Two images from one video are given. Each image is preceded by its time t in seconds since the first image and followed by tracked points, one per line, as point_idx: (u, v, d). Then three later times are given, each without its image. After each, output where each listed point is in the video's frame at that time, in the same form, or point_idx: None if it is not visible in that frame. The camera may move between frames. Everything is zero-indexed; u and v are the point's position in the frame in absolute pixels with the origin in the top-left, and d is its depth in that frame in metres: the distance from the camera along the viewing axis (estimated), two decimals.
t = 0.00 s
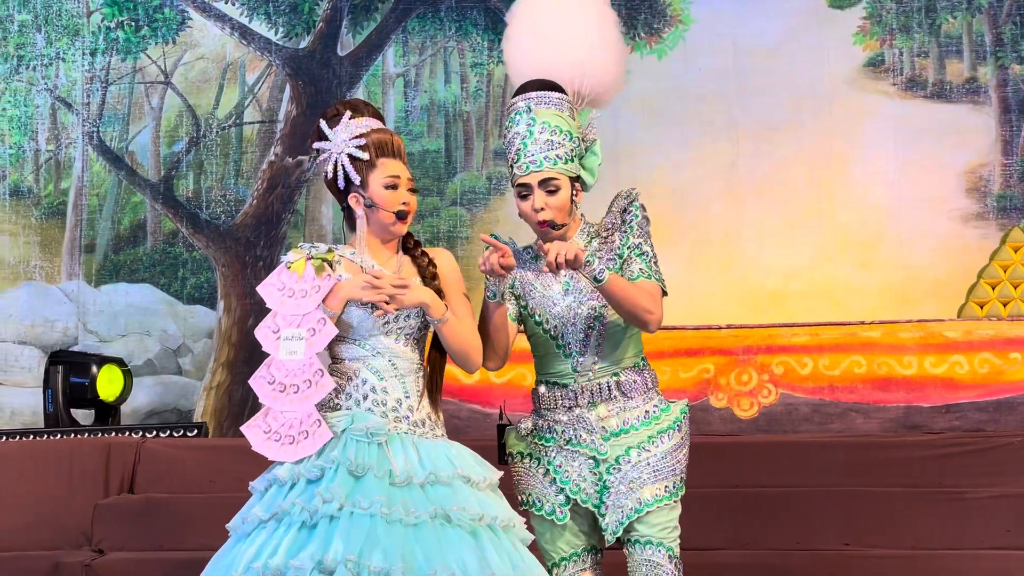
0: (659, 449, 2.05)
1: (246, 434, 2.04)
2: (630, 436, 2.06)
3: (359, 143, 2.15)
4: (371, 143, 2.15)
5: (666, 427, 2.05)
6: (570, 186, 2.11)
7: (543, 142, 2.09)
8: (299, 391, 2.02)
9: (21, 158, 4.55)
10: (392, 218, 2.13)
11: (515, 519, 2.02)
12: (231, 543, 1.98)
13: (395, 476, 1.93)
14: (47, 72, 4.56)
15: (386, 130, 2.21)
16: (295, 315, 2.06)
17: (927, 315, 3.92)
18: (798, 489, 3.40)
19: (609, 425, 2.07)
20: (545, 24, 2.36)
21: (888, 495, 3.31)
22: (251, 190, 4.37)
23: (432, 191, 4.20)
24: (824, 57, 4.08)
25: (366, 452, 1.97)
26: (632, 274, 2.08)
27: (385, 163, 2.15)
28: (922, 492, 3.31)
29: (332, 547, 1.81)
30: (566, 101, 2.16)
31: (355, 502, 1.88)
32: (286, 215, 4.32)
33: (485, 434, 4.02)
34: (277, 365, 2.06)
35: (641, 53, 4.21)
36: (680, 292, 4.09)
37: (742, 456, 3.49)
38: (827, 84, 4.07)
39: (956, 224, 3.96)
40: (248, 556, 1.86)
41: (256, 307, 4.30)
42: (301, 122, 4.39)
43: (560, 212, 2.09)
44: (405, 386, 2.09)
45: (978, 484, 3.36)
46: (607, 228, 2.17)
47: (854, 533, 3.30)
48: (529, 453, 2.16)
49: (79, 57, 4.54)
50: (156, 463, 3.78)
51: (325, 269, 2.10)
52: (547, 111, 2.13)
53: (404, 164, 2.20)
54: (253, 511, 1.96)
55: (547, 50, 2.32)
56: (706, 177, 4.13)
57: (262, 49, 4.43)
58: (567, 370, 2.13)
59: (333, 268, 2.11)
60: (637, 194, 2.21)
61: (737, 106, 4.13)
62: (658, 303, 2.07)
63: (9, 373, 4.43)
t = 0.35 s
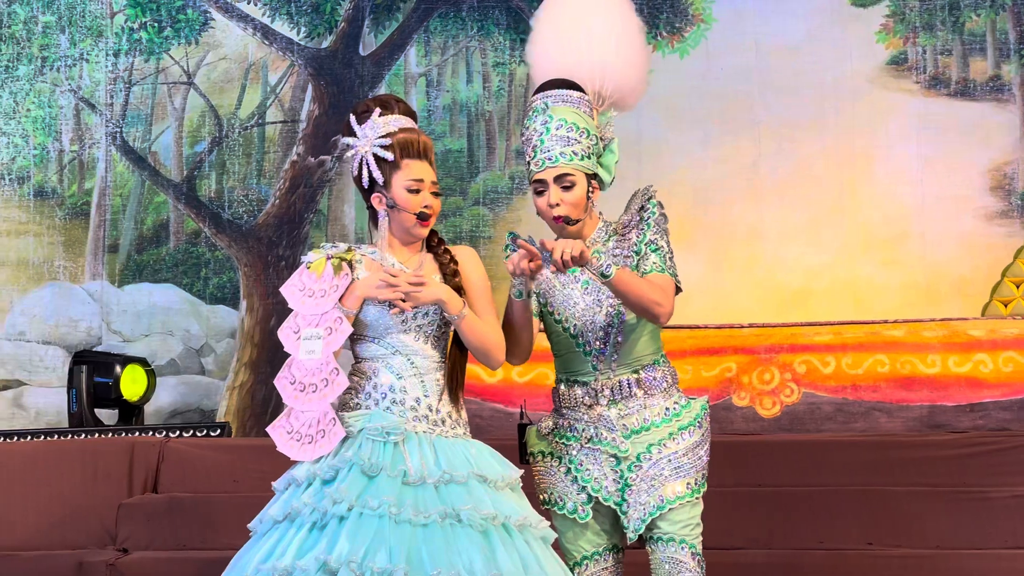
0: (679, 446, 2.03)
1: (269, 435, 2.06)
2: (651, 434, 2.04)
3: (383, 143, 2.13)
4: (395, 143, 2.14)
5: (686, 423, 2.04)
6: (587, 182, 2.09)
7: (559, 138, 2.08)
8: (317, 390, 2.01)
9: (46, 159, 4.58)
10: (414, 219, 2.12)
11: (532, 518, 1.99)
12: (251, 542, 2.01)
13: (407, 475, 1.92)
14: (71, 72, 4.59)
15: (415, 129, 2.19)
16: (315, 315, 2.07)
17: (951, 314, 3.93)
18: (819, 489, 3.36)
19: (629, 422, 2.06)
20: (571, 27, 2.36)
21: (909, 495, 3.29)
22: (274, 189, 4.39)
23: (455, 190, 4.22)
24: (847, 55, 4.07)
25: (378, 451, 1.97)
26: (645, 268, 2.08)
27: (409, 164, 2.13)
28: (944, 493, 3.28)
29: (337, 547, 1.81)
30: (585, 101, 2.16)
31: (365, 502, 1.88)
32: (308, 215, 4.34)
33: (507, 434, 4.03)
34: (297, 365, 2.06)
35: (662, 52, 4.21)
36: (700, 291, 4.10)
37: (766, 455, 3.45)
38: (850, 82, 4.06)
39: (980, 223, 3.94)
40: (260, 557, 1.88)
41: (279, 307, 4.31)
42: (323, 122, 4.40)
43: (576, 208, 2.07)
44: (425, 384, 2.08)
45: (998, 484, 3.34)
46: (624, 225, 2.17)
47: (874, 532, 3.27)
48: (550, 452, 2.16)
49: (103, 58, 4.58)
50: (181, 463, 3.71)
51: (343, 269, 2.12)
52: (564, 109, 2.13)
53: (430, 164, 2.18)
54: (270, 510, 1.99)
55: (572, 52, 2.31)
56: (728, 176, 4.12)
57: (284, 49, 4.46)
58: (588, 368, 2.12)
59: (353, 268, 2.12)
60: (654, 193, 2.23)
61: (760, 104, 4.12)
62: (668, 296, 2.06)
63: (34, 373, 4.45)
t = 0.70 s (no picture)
0: (691, 444, 2.02)
1: (285, 433, 2.04)
2: (661, 432, 2.03)
3: (404, 143, 2.12)
4: (415, 143, 2.13)
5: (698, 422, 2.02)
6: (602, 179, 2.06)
7: (575, 135, 2.05)
8: (334, 389, 2.00)
9: (62, 159, 4.59)
10: (432, 220, 2.11)
11: (548, 516, 1.97)
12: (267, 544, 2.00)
13: (424, 475, 1.92)
14: (86, 73, 4.60)
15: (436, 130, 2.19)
16: (332, 314, 2.05)
17: (967, 314, 3.91)
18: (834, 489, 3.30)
19: (640, 419, 2.04)
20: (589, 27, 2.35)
21: (925, 494, 3.21)
22: (289, 190, 4.40)
23: (471, 190, 4.23)
24: (864, 54, 4.07)
25: (395, 451, 1.97)
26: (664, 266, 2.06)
27: (429, 165, 2.12)
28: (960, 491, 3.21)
29: (354, 547, 1.80)
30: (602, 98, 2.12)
31: (382, 502, 1.87)
32: (324, 216, 4.35)
33: (523, 434, 4.03)
34: (314, 364, 2.04)
35: (678, 52, 4.21)
36: (716, 292, 4.10)
37: (782, 455, 3.40)
38: (865, 83, 4.06)
39: (997, 222, 3.94)
40: (277, 557, 1.87)
41: (295, 307, 4.31)
42: (339, 122, 4.40)
43: (592, 204, 2.04)
44: (442, 385, 2.08)
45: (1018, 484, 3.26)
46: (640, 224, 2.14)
47: (891, 532, 3.20)
48: (562, 450, 2.15)
49: (119, 59, 4.59)
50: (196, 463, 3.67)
51: (361, 268, 2.10)
52: (581, 105, 2.09)
53: (450, 166, 2.17)
54: (286, 510, 1.98)
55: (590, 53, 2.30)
56: (745, 176, 4.12)
57: (300, 50, 4.47)
58: (599, 366, 2.10)
59: (371, 267, 2.11)
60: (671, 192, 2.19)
61: (776, 103, 4.13)
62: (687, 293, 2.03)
63: (50, 373, 4.46)
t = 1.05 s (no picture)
0: (697, 444, 2.02)
1: (293, 431, 2.04)
2: (667, 431, 2.04)
3: (411, 143, 2.12)
4: (422, 142, 2.12)
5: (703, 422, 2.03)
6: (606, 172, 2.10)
7: (581, 129, 2.10)
8: (341, 387, 2.00)
9: (68, 160, 4.59)
10: (439, 221, 2.10)
11: (555, 517, 1.97)
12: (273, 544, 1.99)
13: (431, 476, 1.91)
14: (93, 74, 4.61)
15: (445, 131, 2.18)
16: (340, 312, 2.04)
17: (973, 315, 3.90)
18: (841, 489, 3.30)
19: (645, 419, 2.06)
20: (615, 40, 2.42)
21: (932, 495, 3.21)
22: (296, 190, 4.40)
23: (477, 191, 4.24)
24: (870, 55, 4.07)
25: (402, 451, 1.97)
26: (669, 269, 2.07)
27: (435, 165, 2.11)
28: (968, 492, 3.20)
29: (362, 548, 1.79)
30: (615, 101, 2.18)
31: (389, 502, 1.87)
32: (331, 216, 4.35)
33: (529, 434, 4.04)
34: (321, 362, 2.04)
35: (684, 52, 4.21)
36: (724, 292, 4.07)
37: (789, 456, 3.40)
38: (872, 83, 4.06)
39: (1003, 222, 3.94)
40: (284, 557, 1.86)
41: (301, 308, 4.32)
42: (346, 123, 4.41)
43: (593, 196, 2.09)
44: (449, 385, 2.08)
45: None
46: (645, 224, 2.16)
47: (897, 532, 3.19)
48: (567, 451, 2.15)
49: (125, 59, 4.59)
50: (203, 464, 3.66)
51: (370, 266, 2.09)
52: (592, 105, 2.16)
53: (458, 166, 2.16)
54: (293, 511, 1.97)
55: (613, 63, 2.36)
56: (751, 176, 4.12)
57: (306, 50, 4.47)
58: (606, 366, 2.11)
59: (380, 265, 2.10)
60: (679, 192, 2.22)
61: (782, 104, 4.13)
62: (693, 296, 2.04)
63: (56, 373, 4.46)
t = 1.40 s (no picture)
0: (699, 448, 2.02)
1: (297, 431, 2.03)
2: (670, 435, 2.04)
3: (409, 143, 2.12)
4: (421, 141, 2.13)
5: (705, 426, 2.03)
6: (606, 173, 2.14)
7: (582, 131, 2.16)
8: (345, 387, 2.00)
9: (70, 160, 4.60)
10: (439, 218, 2.10)
11: (557, 518, 1.97)
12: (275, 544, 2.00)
13: (433, 477, 1.92)
14: (95, 74, 4.61)
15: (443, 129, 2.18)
16: (344, 311, 2.04)
17: (976, 314, 3.90)
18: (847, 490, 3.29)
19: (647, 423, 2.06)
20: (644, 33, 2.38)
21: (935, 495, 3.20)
22: (298, 191, 4.41)
23: (479, 191, 4.25)
24: (872, 55, 4.07)
25: (404, 452, 1.97)
26: (689, 292, 2.09)
27: (433, 163, 2.11)
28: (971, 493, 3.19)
29: (363, 548, 1.80)
30: (624, 105, 2.22)
31: (391, 503, 1.87)
32: (333, 216, 4.35)
33: (531, 435, 4.05)
34: (325, 362, 2.03)
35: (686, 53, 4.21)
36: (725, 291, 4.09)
37: (792, 457, 3.40)
38: (874, 83, 4.06)
39: (1005, 223, 3.93)
40: (285, 558, 1.87)
41: (303, 308, 4.32)
42: (348, 123, 4.41)
43: (593, 197, 2.13)
44: (451, 385, 2.08)
45: None
46: (651, 230, 2.16)
47: (900, 533, 3.17)
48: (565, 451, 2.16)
49: (128, 60, 4.59)
50: (207, 464, 3.64)
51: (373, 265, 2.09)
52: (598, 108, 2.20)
53: (458, 163, 2.16)
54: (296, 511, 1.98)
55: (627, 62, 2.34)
56: (753, 177, 4.12)
57: (308, 51, 4.48)
58: (608, 367, 2.11)
59: (383, 265, 2.10)
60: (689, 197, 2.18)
61: (784, 104, 4.13)
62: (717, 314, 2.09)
63: (59, 374, 4.47)
